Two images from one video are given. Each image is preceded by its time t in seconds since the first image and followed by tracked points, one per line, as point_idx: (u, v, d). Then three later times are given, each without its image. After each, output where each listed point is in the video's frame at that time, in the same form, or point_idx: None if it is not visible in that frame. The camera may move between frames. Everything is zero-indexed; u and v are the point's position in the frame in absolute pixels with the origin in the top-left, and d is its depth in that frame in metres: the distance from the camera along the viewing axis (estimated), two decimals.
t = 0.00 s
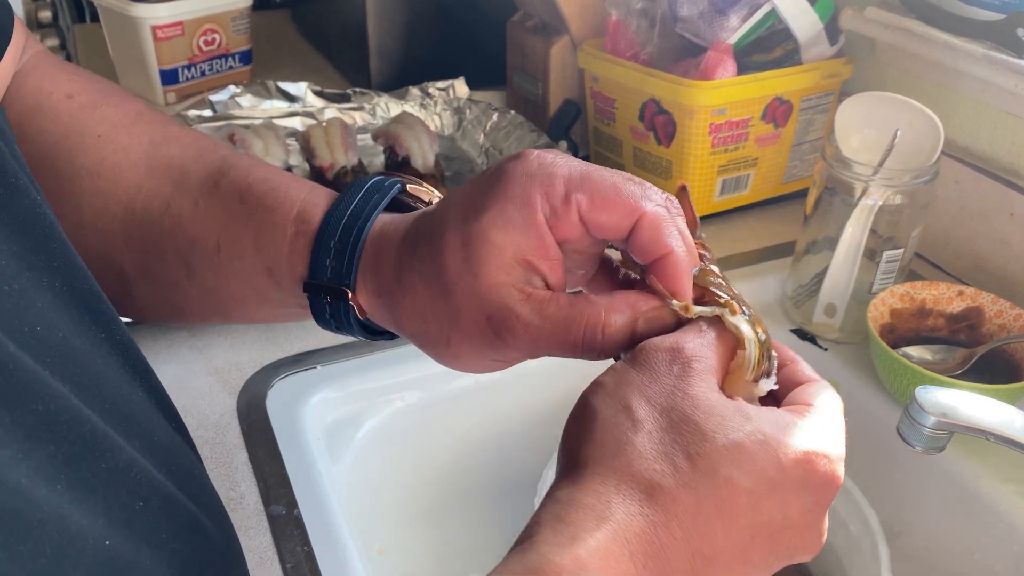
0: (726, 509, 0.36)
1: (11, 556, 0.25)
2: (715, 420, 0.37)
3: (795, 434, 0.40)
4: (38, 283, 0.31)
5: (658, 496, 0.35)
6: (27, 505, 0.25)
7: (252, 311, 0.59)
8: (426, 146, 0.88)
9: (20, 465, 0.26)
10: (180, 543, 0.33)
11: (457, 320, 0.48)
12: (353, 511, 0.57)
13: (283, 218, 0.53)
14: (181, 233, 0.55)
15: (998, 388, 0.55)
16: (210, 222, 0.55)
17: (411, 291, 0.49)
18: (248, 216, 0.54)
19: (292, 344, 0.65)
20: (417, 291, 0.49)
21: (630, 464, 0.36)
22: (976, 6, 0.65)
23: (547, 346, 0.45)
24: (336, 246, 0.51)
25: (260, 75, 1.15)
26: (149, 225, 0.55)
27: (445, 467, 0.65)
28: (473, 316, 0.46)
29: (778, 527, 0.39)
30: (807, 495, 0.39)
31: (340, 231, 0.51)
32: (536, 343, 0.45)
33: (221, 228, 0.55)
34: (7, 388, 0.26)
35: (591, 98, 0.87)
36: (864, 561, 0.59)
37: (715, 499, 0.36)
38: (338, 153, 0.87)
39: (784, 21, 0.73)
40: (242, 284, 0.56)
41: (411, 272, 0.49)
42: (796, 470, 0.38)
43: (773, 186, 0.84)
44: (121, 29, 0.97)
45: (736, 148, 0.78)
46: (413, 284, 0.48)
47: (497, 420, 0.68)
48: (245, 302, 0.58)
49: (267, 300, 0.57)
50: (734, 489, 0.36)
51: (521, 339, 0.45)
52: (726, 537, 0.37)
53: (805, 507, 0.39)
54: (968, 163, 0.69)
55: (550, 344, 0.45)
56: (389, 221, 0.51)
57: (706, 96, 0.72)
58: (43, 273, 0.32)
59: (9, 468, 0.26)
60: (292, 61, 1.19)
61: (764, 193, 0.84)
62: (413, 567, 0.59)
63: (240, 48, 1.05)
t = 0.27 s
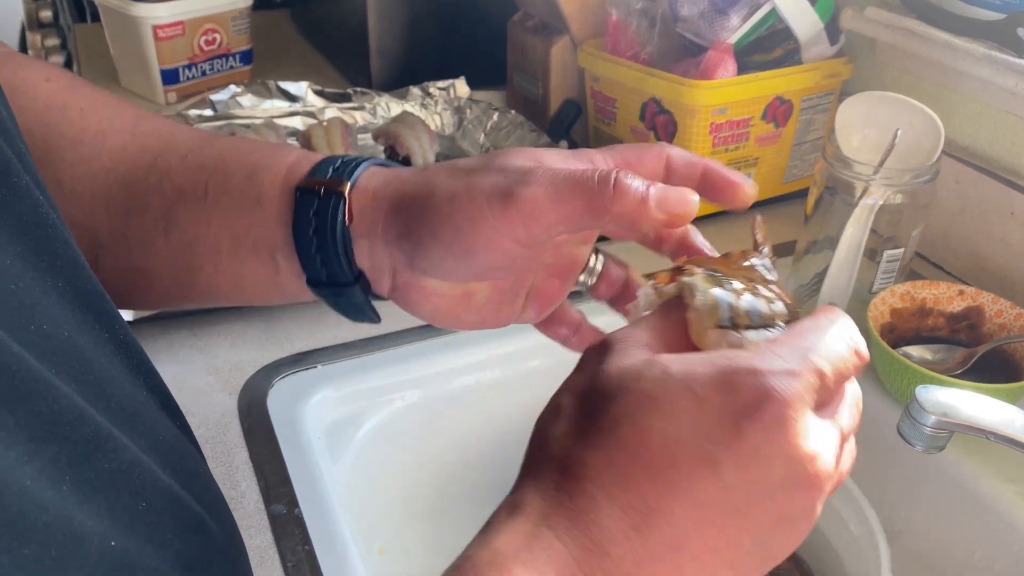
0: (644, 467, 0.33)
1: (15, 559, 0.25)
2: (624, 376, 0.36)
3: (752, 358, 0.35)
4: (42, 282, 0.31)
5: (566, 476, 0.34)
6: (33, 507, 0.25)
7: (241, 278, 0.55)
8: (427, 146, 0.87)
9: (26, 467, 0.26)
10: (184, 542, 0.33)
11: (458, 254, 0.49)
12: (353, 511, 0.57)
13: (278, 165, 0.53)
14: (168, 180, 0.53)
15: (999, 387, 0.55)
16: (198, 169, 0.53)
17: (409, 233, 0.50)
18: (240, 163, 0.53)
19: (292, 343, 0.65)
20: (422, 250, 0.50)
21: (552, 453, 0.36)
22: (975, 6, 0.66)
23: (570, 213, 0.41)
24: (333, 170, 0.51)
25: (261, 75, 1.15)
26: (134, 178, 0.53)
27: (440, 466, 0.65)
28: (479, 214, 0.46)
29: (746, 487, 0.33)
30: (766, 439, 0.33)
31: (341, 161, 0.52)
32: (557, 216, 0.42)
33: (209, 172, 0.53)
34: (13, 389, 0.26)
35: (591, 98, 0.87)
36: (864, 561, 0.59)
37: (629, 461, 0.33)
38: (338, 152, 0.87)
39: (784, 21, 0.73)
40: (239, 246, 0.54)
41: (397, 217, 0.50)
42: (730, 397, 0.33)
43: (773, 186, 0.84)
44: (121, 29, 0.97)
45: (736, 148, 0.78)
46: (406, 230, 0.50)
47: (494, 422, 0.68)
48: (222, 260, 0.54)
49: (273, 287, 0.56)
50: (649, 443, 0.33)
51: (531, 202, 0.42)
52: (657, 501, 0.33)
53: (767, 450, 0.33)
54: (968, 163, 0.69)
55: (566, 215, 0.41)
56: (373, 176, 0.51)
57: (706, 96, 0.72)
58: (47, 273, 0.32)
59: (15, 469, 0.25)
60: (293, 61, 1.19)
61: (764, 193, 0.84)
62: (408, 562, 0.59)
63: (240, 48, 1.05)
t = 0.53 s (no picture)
0: (550, 427, 0.32)
1: (17, 556, 0.25)
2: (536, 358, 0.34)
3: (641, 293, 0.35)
4: (43, 280, 0.31)
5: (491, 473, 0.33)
6: (34, 504, 0.25)
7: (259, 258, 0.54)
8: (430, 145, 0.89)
9: (27, 464, 0.26)
10: (186, 540, 0.34)
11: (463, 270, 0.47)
12: (356, 510, 0.57)
13: (288, 143, 0.52)
14: (179, 163, 0.52)
15: (1000, 387, 0.55)
16: (209, 150, 0.53)
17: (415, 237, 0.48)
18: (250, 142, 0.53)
19: (294, 343, 0.66)
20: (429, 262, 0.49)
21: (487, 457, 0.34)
22: (975, 6, 0.66)
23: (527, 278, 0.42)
24: (342, 147, 0.50)
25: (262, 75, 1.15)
26: (145, 162, 0.52)
27: (439, 466, 0.66)
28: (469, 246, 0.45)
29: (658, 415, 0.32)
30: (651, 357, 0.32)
31: (348, 138, 0.51)
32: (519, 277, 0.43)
33: (220, 152, 0.53)
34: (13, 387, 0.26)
35: (593, 98, 0.88)
36: (864, 560, 0.59)
37: (533, 426, 0.32)
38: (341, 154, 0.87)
39: (785, 22, 0.73)
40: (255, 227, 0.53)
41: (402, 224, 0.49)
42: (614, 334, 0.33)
43: (774, 186, 0.84)
44: (123, 29, 0.97)
45: (737, 148, 0.78)
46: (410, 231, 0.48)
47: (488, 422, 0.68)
48: (240, 238, 0.53)
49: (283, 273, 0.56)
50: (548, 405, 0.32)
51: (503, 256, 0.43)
52: (574, 456, 0.31)
53: (654, 362, 0.32)
54: (969, 163, 0.69)
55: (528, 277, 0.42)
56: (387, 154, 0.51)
57: (707, 96, 0.72)
58: (47, 271, 0.32)
59: (16, 467, 0.25)
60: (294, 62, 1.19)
61: (765, 193, 0.84)
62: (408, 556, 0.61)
63: (242, 48, 1.05)
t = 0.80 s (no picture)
0: (545, 408, 0.33)
1: (24, 555, 0.25)
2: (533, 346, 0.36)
3: (636, 283, 0.37)
4: (48, 279, 0.31)
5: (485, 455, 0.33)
6: (41, 503, 0.25)
7: (275, 251, 0.56)
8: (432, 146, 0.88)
9: (34, 463, 0.26)
10: (190, 539, 0.34)
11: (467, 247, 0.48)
12: (358, 510, 0.58)
13: (301, 143, 0.53)
14: (193, 162, 0.53)
15: (1001, 387, 0.55)
16: (223, 149, 0.53)
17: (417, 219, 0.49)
18: (264, 141, 0.53)
19: (297, 343, 0.66)
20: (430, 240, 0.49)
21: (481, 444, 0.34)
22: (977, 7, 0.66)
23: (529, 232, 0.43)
24: (354, 146, 0.52)
25: (264, 75, 1.15)
26: (158, 160, 0.53)
27: (440, 466, 0.66)
28: (469, 218, 0.46)
29: (650, 395, 0.32)
30: (643, 340, 0.33)
31: (359, 138, 0.52)
32: (522, 231, 0.44)
33: (234, 151, 0.53)
34: (19, 387, 0.26)
35: (594, 98, 0.88)
36: (865, 559, 0.59)
37: (529, 408, 0.33)
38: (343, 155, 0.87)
39: (787, 22, 0.73)
40: (268, 224, 0.54)
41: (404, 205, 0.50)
42: (608, 318, 0.34)
43: (776, 186, 0.84)
44: (125, 29, 0.97)
45: (739, 148, 0.79)
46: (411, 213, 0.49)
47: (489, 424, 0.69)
48: (255, 234, 0.55)
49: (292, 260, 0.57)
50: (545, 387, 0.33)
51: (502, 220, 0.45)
52: (566, 434, 0.32)
53: (645, 343, 0.33)
54: (970, 164, 0.69)
55: (532, 230, 0.43)
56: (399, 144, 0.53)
57: (708, 96, 0.72)
58: (51, 271, 0.32)
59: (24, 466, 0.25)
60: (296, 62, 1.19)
61: (767, 193, 0.84)
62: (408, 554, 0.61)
63: (244, 48, 1.05)
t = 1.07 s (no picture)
0: (556, 398, 0.32)
1: (36, 556, 0.25)
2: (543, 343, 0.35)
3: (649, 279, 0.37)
4: (57, 282, 0.31)
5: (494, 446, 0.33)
6: (54, 503, 0.26)
7: (280, 258, 0.56)
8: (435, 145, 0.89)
9: (46, 463, 0.26)
10: (199, 539, 0.34)
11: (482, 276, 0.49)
12: (361, 509, 0.58)
13: (299, 154, 0.52)
14: (195, 173, 0.53)
15: (1003, 387, 0.55)
16: (223, 160, 0.53)
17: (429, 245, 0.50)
18: (262, 152, 0.53)
19: (299, 343, 0.66)
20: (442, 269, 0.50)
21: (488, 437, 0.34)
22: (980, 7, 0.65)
23: (557, 262, 0.45)
24: (352, 159, 0.51)
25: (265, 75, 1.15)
26: (160, 171, 0.53)
27: (443, 464, 0.66)
28: (487, 249, 0.47)
29: (661, 386, 0.32)
30: (655, 332, 0.33)
31: (354, 151, 0.51)
32: (548, 259, 0.46)
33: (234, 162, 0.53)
34: (31, 388, 0.26)
35: (596, 98, 0.88)
36: (867, 559, 0.59)
37: (540, 399, 0.33)
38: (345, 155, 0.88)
39: (789, 22, 0.73)
40: (272, 235, 0.54)
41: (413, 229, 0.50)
42: (620, 311, 0.34)
43: (777, 186, 0.84)
44: (128, 29, 0.98)
45: (741, 148, 0.79)
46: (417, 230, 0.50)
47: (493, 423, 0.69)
48: (260, 243, 0.55)
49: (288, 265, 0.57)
50: (555, 377, 0.33)
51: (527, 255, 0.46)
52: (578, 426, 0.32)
53: (658, 336, 0.33)
54: (971, 164, 0.70)
55: (561, 257, 0.45)
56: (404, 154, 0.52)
57: (710, 97, 0.72)
58: (61, 273, 0.32)
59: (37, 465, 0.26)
60: (297, 61, 1.19)
61: (768, 193, 0.84)
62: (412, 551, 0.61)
63: (246, 48, 1.05)
